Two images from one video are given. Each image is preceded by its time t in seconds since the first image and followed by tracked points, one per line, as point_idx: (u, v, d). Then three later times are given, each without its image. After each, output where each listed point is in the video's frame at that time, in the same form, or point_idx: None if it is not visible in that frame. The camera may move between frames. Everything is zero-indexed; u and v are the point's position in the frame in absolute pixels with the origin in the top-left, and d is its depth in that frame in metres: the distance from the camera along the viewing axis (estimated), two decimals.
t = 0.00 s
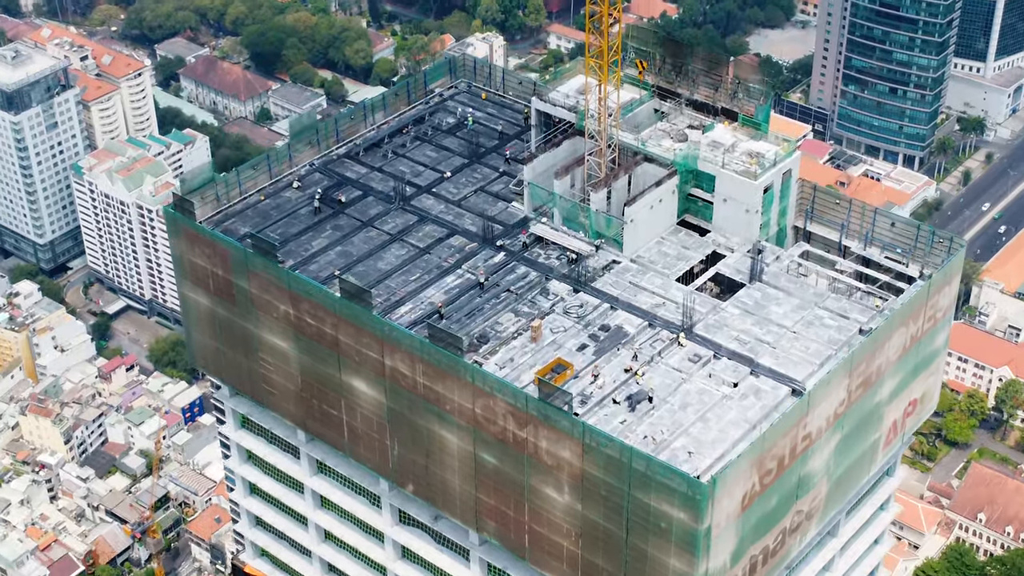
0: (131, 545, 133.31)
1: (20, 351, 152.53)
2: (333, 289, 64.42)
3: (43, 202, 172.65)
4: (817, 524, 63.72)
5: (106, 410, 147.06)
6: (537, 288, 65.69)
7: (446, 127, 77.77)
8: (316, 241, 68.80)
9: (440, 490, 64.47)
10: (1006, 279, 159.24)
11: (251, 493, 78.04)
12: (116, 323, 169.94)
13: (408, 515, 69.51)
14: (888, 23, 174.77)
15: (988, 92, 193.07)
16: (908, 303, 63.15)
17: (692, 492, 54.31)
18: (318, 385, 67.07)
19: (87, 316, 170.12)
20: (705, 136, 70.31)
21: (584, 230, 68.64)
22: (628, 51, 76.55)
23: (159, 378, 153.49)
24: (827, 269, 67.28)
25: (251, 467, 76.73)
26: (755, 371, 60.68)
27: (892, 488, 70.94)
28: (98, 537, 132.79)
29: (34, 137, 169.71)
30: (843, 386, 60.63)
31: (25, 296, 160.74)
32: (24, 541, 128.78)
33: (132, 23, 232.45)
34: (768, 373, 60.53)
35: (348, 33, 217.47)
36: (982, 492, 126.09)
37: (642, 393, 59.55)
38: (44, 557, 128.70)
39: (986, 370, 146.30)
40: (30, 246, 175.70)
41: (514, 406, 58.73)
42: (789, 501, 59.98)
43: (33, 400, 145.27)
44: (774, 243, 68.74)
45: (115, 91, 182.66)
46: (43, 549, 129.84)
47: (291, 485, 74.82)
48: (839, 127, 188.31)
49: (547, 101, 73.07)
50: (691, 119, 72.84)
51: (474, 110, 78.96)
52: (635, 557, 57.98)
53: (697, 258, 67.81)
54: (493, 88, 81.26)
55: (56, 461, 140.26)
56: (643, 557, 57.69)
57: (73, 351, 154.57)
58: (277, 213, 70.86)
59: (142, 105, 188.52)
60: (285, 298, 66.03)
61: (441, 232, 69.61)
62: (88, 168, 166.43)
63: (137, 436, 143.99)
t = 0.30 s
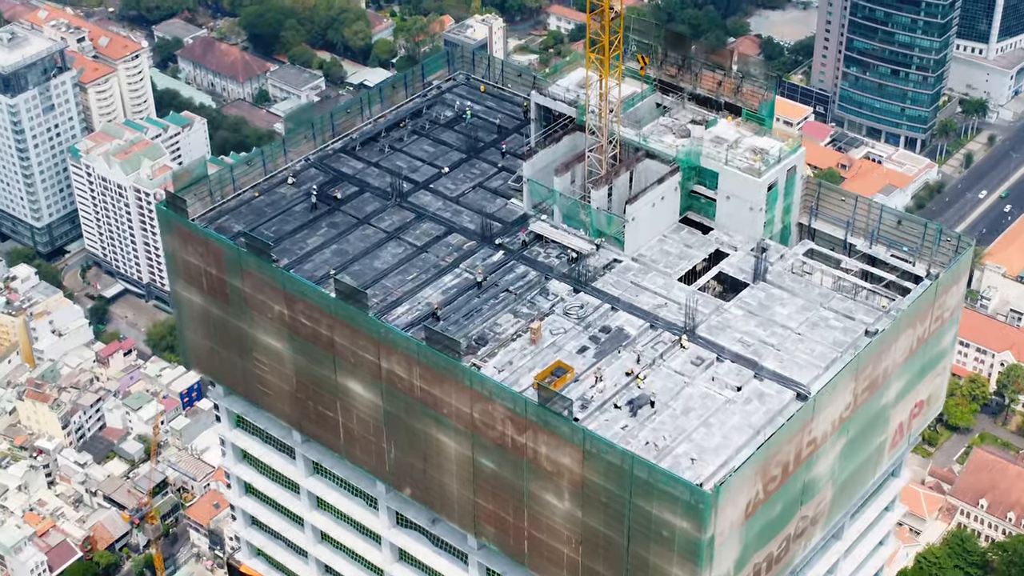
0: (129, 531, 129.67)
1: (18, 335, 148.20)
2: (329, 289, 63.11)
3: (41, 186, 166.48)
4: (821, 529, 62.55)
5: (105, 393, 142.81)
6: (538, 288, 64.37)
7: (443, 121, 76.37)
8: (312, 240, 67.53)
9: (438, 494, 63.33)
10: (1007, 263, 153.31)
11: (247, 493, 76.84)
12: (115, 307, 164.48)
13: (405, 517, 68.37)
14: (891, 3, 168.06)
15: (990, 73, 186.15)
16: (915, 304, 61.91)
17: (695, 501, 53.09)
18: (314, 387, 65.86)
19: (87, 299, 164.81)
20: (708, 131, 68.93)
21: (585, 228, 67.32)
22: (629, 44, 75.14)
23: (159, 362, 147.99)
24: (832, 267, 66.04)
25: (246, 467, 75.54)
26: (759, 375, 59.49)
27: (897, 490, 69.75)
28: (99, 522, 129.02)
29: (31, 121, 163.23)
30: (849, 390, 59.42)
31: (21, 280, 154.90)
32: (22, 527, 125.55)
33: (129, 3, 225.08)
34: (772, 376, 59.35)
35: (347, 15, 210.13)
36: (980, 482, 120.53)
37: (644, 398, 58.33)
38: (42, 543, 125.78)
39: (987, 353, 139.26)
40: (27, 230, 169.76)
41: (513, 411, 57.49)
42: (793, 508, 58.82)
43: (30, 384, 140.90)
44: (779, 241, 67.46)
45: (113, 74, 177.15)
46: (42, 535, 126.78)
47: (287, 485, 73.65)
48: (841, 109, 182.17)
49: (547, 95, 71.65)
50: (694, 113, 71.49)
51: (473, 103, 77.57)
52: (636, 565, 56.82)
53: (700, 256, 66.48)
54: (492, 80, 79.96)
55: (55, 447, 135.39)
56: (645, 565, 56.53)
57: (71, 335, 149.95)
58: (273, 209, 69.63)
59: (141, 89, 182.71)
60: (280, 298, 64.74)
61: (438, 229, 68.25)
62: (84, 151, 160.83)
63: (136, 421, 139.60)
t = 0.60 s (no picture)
0: (128, 517, 128.22)
1: (15, 318, 145.66)
2: (324, 290, 61.81)
3: (38, 169, 163.46)
4: (826, 534, 61.39)
5: (104, 376, 140.45)
6: (538, 288, 63.10)
7: (441, 115, 75.09)
8: (307, 237, 66.19)
9: (435, 498, 62.16)
10: (1011, 247, 152.53)
11: (242, 492, 75.68)
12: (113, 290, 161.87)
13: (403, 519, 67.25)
14: None
15: (992, 54, 182.66)
16: (924, 305, 60.65)
17: (698, 510, 51.93)
18: (309, 388, 64.62)
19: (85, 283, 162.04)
20: (711, 126, 67.59)
21: (585, 226, 66.03)
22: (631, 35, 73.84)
23: (157, 345, 145.59)
24: (837, 266, 64.80)
25: (240, 466, 74.34)
26: (763, 379, 58.24)
27: (902, 491, 68.52)
28: (97, 507, 127.53)
29: (27, 103, 160.08)
30: (855, 394, 58.19)
31: (19, 263, 150.60)
32: (20, 512, 123.82)
33: None
34: (777, 380, 58.13)
35: None
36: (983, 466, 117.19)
37: (645, 402, 57.05)
38: (41, 529, 124.05)
39: (988, 338, 137.01)
40: (24, 213, 166.79)
41: (512, 417, 56.28)
42: (797, 515, 57.64)
43: (28, 368, 138.58)
44: (783, 239, 66.18)
45: (109, 55, 173.66)
46: (40, 521, 125.22)
47: (282, 485, 72.46)
48: (842, 91, 178.30)
49: (547, 89, 70.29)
50: (697, 109, 70.43)
51: (472, 97, 76.33)
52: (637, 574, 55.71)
53: (703, 255, 65.21)
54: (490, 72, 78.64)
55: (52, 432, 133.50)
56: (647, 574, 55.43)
57: (69, 318, 147.15)
58: (267, 206, 68.31)
59: (138, 70, 179.01)
60: (275, 299, 63.45)
61: (436, 227, 66.92)
62: (82, 133, 157.78)
63: (134, 406, 137.48)
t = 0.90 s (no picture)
0: (125, 501, 126.75)
1: (11, 302, 143.19)
2: (318, 290, 60.56)
3: (35, 149, 161.13)
4: (831, 539, 60.23)
5: (101, 359, 138.53)
6: (538, 289, 61.84)
7: (439, 108, 73.76)
8: (301, 236, 64.88)
9: (432, 502, 61.01)
10: (1013, 228, 149.21)
11: (237, 492, 74.54)
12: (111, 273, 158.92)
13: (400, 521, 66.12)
14: None
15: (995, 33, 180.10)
16: (931, 307, 59.43)
17: (701, 521, 50.76)
18: (304, 390, 63.42)
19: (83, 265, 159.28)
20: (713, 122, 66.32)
21: (585, 224, 64.77)
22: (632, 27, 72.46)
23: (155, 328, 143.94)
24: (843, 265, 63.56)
25: (235, 466, 73.20)
26: (766, 383, 57.00)
27: (907, 493, 67.31)
28: (95, 492, 126.32)
29: (24, 84, 157.99)
30: (861, 399, 57.04)
31: (16, 246, 149.56)
32: (17, 496, 122.42)
33: None
34: (781, 384, 56.84)
35: None
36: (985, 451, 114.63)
37: (647, 407, 55.80)
38: (38, 513, 122.54)
39: (991, 321, 135.37)
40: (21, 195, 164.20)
41: (511, 423, 55.10)
42: (802, 522, 56.49)
43: (25, 351, 136.69)
44: (787, 237, 64.88)
45: (106, 35, 170.81)
46: (37, 505, 123.39)
47: (277, 485, 71.30)
48: (844, 71, 176.79)
49: (547, 83, 69.24)
50: (699, 103, 69.11)
51: (470, 89, 74.94)
52: None
53: (706, 254, 63.90)
54: (489, 63, 77.27)
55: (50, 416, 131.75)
56: None
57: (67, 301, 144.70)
58: (262, 203, 66.99)
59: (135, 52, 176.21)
60: (269, 299, 62.21)
61: (433, 224, 65.63)
62: (79, 114, 155.40)
63: (132, 389, 135.82)
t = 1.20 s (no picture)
0: (123, 484, 124.92)
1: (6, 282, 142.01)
2: (312, 290, 59.25)
3: (30, 129, 159.12)
4: (835, 543, 59.12)
5: (98, 341, 137.05)
6: (537, 288, 60.56)
7: (435, 99, 72.41)
8: (294, 232, 63.55)
9: (428, 505, 59.87)
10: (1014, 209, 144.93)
11: (231, 490, 73.42)
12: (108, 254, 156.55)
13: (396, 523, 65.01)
14: None
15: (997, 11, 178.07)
16: (938, 307, 58.17)
17: (703, 530, 49.59)
18: (298, 390, 62.20)
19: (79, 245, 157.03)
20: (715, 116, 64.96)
21: (585, 221, 63.48)
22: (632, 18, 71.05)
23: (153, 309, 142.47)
24: (847, 262, 62.27)
25: (229, 464, 72.08)
26: (770, 385, 55.77)
27: (911, 493, 66.19)
28: (93, 474, 124.50)
29: (19, 64, 156.07)
30: (866, 402, 55.88)
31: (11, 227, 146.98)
32: (14, 478, 121.18)
33: None
34: (784, 388, 55.60)
35: None
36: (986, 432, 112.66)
37: (647, 411, 54.54)
38: (35, 496, 121.21)
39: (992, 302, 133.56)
40: (16, 174, 161.97)
41: (508, 428, 53.87)
42: (805, 528, 55.37)
43: (21, 332, 135.19)
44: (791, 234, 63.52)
45: (102, 14, 167.02)
46: (34, 488, 122.06)
47: (272, 484, 70.13)
48: (844, 49, 174.80)
49: (546, 76, 67.91)
50: (699, 96, 67.75)
51: (467, 80, 73.60)
52: None
53: (707, 252, 62.52)
54: (487, 53, 75.98)
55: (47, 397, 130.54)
56: None
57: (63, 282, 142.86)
58: (254, 198, 65.65)
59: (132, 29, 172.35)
60: (261, 298, 60.93)
61: (430, 220, 64.31)
62: (74, 94, 153.02)
63: (129, 369, 134.23)
